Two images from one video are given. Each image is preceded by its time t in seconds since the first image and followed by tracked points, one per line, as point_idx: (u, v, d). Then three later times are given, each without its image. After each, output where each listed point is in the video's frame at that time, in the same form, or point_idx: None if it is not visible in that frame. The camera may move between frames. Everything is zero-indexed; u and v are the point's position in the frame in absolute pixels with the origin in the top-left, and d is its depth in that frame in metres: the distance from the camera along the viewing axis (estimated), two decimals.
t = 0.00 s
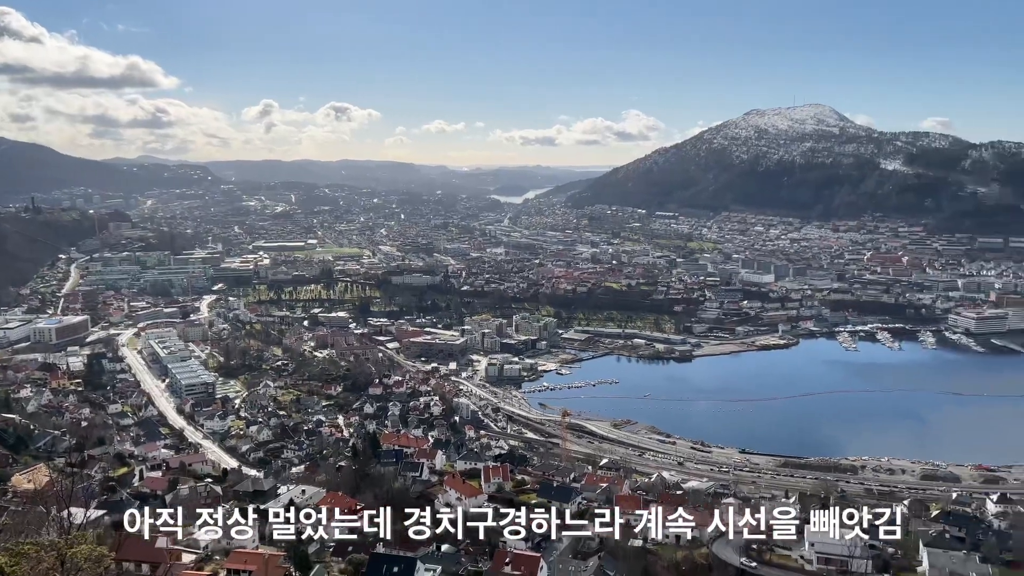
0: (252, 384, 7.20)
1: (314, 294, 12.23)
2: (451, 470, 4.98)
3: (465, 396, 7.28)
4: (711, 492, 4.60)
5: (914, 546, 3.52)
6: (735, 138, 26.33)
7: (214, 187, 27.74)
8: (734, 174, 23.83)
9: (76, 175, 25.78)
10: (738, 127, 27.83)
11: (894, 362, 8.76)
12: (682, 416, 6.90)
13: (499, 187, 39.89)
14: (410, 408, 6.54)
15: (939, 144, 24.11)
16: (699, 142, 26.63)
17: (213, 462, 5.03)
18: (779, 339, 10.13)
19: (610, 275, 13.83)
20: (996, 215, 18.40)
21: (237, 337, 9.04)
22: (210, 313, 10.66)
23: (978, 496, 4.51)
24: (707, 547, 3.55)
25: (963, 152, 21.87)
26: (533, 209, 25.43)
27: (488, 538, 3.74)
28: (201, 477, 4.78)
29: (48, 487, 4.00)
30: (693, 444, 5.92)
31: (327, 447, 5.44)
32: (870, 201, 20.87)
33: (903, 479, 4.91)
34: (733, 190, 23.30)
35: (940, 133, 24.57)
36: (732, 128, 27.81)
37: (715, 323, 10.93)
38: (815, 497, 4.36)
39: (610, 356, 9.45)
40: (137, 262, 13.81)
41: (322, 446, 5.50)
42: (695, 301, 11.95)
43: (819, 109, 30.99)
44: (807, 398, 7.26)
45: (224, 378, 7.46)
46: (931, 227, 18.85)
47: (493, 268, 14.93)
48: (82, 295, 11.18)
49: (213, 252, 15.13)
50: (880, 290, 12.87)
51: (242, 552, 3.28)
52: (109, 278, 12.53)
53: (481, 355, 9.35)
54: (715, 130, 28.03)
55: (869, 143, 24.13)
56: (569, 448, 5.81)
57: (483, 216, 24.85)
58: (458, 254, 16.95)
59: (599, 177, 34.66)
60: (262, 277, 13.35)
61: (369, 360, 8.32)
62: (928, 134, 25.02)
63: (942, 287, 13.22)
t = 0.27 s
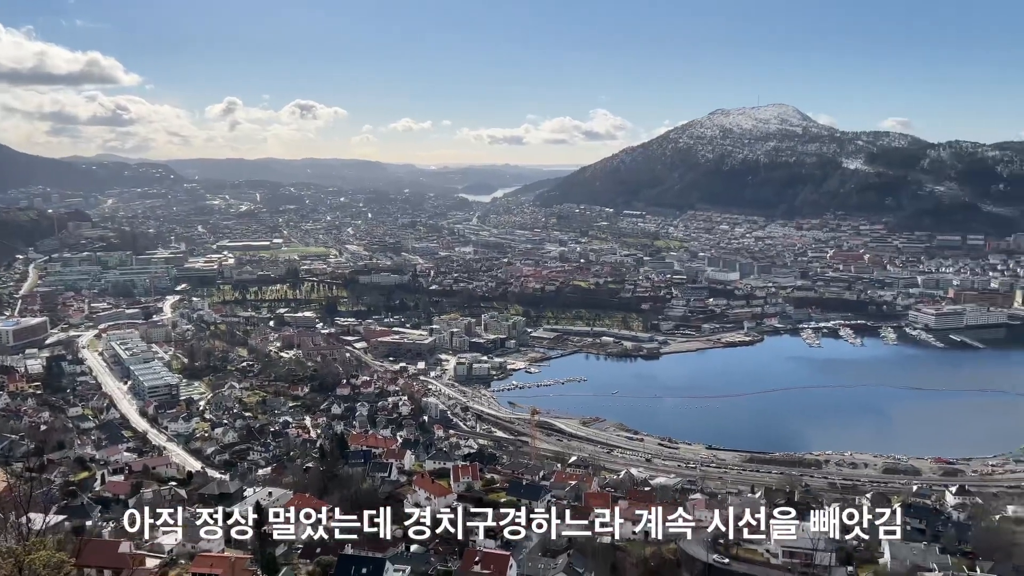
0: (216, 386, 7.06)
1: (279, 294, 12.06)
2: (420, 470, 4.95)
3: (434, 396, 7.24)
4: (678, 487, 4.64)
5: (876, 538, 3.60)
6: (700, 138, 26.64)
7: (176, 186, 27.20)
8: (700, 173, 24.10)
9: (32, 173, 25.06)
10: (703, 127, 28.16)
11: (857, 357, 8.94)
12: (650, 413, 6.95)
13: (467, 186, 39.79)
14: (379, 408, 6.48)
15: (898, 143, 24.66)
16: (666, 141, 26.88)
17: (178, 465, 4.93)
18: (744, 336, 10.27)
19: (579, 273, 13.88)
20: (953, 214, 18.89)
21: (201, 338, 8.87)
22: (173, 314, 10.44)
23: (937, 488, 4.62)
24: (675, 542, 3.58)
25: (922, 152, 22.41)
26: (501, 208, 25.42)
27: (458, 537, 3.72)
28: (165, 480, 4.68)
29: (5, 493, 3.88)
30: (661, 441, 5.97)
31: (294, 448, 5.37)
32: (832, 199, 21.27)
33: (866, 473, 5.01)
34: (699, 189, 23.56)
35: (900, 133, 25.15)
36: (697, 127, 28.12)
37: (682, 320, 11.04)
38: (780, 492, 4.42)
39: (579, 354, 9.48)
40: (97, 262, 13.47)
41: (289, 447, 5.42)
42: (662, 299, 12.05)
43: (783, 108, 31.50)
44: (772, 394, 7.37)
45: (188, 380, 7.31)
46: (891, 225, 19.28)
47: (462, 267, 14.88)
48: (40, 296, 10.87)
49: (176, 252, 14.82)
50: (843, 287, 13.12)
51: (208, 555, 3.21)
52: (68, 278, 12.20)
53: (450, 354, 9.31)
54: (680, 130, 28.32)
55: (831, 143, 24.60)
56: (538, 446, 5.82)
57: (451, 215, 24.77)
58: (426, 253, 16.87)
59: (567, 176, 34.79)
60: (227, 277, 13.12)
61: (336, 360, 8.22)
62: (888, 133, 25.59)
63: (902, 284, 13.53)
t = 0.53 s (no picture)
0: (181, 388, 6.91)
1: (245, 294, 11.87)
2: (389, 471, 4.91)
3: (403, 396, 7.19)
4: (647, 485, 4.67)
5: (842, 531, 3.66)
6: (667, 137, 26.90)
7: (138, 185, 26.62)
8: (667, 173, 24.33)
9: None
10: (670, 126, 28.43)
11: (821, 354, 9.10)
12: (619, 410, 6.99)
13: (435, 185, 39.62)
14: (347, 409, 6.41)
15: (860, 143, 25.17)
16: (633, 141, 27.09)
17: (142, 469, 4.81)
18: (711, 334, 10.39)
19: (548, 272, 13.91)
20: (913, 212, 19.34)
21: (165, 340, 8.68)
22: (136, 315, 10.21)
23: (899, 482, 4.72)
24: (644, 538, 3.59)
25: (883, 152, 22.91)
26: (470, 207, 25.37)
27: (427, 537, 3.69)
28: (129, 485, 4.57)
29: None
30: (630, 438, 6.00)
31: (260, 451, 5.28)
32: (796, 198, 21.63)
33: (830, 468, 5.09)
34: (666, 189, 23.78)
35: (861, 133, 25.67)
36: (664, 127, 28.39)
37: (650, 318, 11.13)
38: (747, 487, 4.47)
39: (548, 353, 9.49)
40: (57, 263, 13.13)
41: (256, 450, 5.33)
42: (631, 298, 12.14)
43: (748, 109, 31.99)
44: (739, 390, 7.46)
45: (152, 382, 7.15)
46: (853, 223, 19.67)
47: (431, 266, 14.81)
48: None
49: (138, 252, 14.49)
50: (807, 284, 13.35)
51: (173, 560, 3.13)
52: (26, 280, 11.85)
53: (419, 354, 9.26)
54: (648, 130, 28.56)
55: (795, 143, 25.02)
56: (508, 445, 5.81)
57: (419, 214, 24.63)
58: (394, 252, 16.76)
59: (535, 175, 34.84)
60: (191, 278, 12.87)
61: (304, 361, 8.11)
62: (850, 133, 26.11)
63: (865, 281, 13.81)
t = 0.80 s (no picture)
0: (145, 391, 6.77)
1: (211, 295, 11.66)
2: (358, 473, 4.85)
3: (372, 397, 7.13)
4: (617, 482, 4.69)
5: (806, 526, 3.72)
6: (635, 137, 27.12)
7: (99, 184, 26.02)
8: (635, 172, 24.51)
9: None
10: (637, 126, 28.66)
11: (787, 351, 9.24)
12: (589, 409, 7.01)
13: (403, 184, 39.39)
14: (315, 411, 6.33)
15: (823, 143, 25.64)
16: (601, 141, 27.25)
17: (105, 474, 4.70)
18: (679, 332, 10.49)
19: (518, 271, 13.92)
20: (875, 212, 19.75)
21: (128, 341, 8.48)
22: (98, 317, 9.97)
23: (863, 476, 4.80)
24: (614, 537, 3.60)
25: (846, 152, 23.37)
26: (439, 207, 25.28)
27: (396, 539, 3.66)
28: (92, 490, 4.45)
29: None
30: (600, 436, 6.02)
31: (227, 454, 5.18)
32: (762, 198, 21.95)
33: (796, 463, 5.17)
34: (634, 188, 23.94)
35: (825, 133, 26.15)
36: (632, 127, 28.61)
37: (619, 317, 11.20)
38: (715, 484, 4.52)
39: (518, 352, 9.50)
40: (16, 264, 12.77)
41: (223, 453, 5.23)
42: (600, 297, 12.19)
43: (715, 109, 32.39)
44: (706, 388, 7.53)
45: (115, 385, 6.98)
46: (817, 221, 20.03)
47: (400, 266, 14.72)
48: None
49: (100, 253, 14.16)
50: (773, 283, 13.55)
51: (137, 566, 3.06)
52: None
53: (389, 354, 9.19)
54: (616, 129, 28.75)
55: (760, 143, 25.40)
56: (478, 445, 5.79)
57: (388, 214, 24.45)
58: (363, 252, 16.62)
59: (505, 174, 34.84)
60: (155, 279, 12.62)
61: (272, 362, 8.00)
62: (813, 133, 26.58)
63: (829, 279, 14.07)
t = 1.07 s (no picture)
0: (109, 394, 6.61)
1: (177, 296, 11.44)
2: (328, 475, 4.80)
3: (342, 398, 7.05)
4: (588, 481, 4.71)
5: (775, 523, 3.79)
6: (604, 137, 27.28)
7: (59, 184, 25.39)
8: (605, 172, 24.66)
9: None
10: (607, 126, 28.82)
11: (754, 349, 9.36)
12: (560, 407, 7.03)
13: (372, 184, 39.11)
14: (284, 413, 6.24)
15: (789, 143, 26.06)
16: (571, 140, 27.35)
17: (68, 479, 4.57)
18: (648, 331, 10.57)
19: (488, 271, 13.90)
20: (839, 211, 20.13)
21: (91, 344, 8.28)
22: (60, 319, 9.72)
23: (829, 472, 4.88)
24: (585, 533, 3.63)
25: (811, 152, 23.77)
26: (408, 206, 25.14)
27: (368, 540, 3.63)
28: (54, 495, 4.33)
29: None
30: (571, 435, 6.04)
31: (194, 457, 5.08)
32: (729, 197, 22.24)
33: (764, 459, 5.24)
34: (604, 188, 24.08)
35: (790, 134, 26.57)
36: (601, 127, 28.77)
37: (590, 316, 11.24)
38: (685, 480, 4.55)
39: (489, 352, 9.48)
40: None
41: (189, 456, 5.13)
42: (570, 296, 12.23)
43: (682, 109, 32.72)
44: (676, 386, 7.60)
45: (78, 389, 6.81)
46: (783, 220, 20.35)
47: (369, 266, 14.60)
48: None
49: (60, 254, 13.81)
50: (740, 281, 13.73)
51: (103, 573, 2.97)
52: None
53: (358, 355, 9.11)
54: (585, 129, 28.89)
55: (727, 143, 25.72)
56: (449, 445, 5.76)
57: (357, 214, 24.26)
58: (331, 252, 16.46)
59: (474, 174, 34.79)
60: (119, 280, 12.34)
61: (239, 364, 7.87)
62: (779, 133, 26.99)
63: (795, 277, 14.30)
